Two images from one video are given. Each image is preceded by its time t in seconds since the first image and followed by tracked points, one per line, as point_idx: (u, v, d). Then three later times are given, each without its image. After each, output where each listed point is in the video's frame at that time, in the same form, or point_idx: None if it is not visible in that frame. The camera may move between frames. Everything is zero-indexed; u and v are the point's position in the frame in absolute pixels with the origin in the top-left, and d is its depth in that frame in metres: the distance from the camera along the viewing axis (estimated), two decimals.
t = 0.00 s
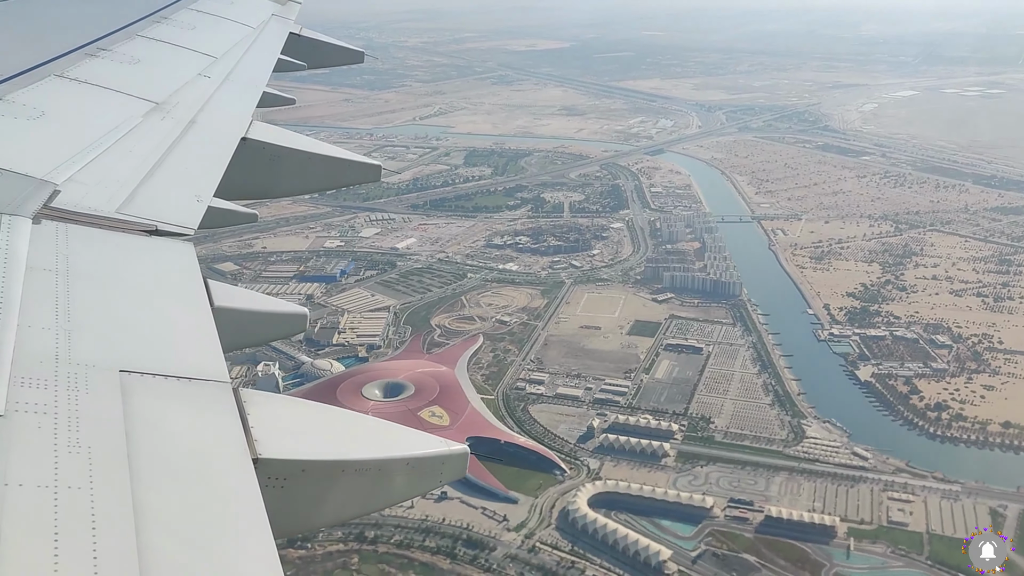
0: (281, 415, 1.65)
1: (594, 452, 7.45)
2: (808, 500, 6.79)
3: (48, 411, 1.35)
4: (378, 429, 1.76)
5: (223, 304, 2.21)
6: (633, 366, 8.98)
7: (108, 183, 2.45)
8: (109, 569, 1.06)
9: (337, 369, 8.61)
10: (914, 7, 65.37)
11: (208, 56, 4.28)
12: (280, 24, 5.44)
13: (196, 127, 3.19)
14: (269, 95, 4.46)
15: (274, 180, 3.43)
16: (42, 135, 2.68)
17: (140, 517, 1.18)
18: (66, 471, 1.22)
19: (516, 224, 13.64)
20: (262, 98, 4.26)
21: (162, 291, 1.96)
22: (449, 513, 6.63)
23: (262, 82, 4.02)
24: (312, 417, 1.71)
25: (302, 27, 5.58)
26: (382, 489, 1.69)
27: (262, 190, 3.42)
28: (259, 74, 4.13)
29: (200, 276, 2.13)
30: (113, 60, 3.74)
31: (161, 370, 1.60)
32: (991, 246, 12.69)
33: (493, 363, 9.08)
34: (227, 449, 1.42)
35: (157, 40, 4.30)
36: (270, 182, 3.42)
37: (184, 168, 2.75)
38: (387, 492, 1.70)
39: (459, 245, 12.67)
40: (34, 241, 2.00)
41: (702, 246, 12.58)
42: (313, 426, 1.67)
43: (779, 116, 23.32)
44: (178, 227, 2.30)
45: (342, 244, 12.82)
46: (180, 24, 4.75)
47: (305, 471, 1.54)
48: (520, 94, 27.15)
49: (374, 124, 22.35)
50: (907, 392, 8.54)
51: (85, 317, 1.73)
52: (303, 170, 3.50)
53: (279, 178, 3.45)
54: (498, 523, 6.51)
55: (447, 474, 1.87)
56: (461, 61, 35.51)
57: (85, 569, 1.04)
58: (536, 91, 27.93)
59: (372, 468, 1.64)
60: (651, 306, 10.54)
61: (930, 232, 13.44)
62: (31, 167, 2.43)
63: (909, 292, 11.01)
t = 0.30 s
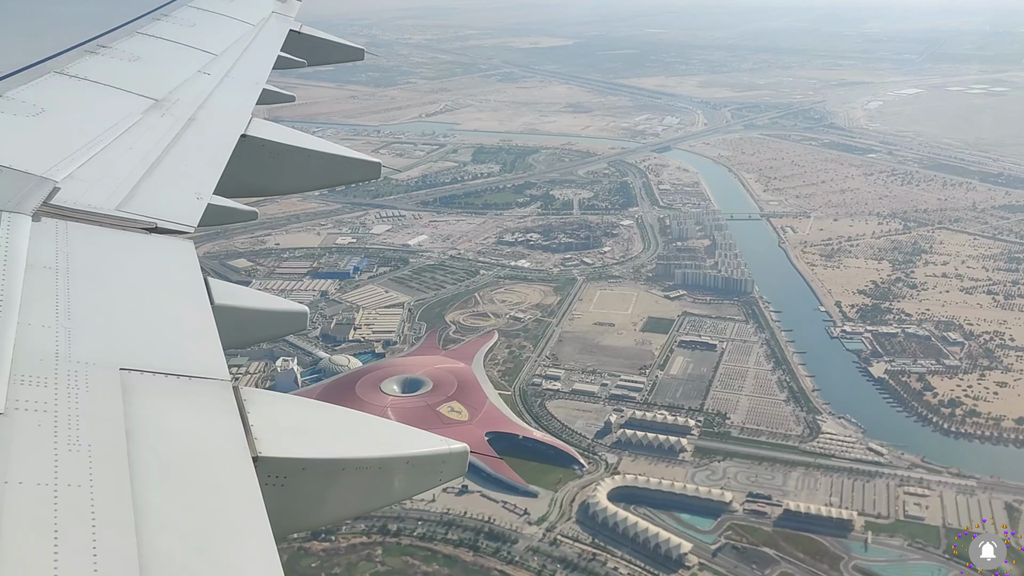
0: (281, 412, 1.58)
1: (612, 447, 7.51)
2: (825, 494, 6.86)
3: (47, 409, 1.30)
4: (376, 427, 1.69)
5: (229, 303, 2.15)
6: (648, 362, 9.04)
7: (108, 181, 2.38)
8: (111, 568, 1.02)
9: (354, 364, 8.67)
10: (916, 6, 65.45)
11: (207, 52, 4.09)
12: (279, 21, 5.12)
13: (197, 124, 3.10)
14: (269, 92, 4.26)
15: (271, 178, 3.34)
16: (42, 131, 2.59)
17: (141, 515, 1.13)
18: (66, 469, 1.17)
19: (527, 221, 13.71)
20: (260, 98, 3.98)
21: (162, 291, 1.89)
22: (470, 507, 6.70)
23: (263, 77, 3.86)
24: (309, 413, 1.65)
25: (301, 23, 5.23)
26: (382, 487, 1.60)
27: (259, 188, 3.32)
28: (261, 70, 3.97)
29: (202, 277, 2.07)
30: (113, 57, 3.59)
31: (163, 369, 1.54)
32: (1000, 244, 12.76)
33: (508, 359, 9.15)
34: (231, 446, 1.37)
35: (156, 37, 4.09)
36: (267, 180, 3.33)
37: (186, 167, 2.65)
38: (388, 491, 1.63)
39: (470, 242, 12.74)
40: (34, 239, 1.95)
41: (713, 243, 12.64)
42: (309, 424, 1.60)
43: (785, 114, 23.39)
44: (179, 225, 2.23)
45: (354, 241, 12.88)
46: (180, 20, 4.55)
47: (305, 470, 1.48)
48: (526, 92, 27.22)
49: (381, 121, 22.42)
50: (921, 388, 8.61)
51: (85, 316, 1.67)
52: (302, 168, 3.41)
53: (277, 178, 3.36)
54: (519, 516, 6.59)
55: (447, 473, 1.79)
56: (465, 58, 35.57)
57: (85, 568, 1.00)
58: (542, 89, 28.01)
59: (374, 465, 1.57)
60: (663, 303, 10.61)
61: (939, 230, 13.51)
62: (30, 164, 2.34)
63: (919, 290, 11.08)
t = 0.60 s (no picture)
0: (281, 409, 1.60)
1: (631, 442, 7.58)
2: (843, 489, 6.92)
3: (47, 405, 1.32)
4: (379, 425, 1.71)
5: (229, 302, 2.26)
6: (663, 359, 9.11)
7: (108, 178, 2.41)
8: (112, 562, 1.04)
9: (372, 361, 8.74)
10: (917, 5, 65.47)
11: (208, 49, 4.11)
12: (280, 18, 5.05)
13: (198, 122, 3.11)
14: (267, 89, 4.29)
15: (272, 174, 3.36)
16: (44, 128, 2.63)
17: (142, 512, 1.15)
18: (66, 466, 1.19)
19: (538, 219, 13.78)
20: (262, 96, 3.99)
21: (161, 288, 1.92)
22: (492, 500, 6.77)
23: (264, 74, 3.85)
24: (310, 411, 1.67)
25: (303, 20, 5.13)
26: (383, 484, 1.63)
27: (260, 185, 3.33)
28: (262, 68, 3.95)
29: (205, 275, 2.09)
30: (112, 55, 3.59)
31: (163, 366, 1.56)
32: (1010, 242, 12.82)
33: (525, 356, 9.22)
34: (230, 445, 1.38)
35: (158, 34, 4.11)
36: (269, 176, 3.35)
37: (186, 165, 2.66)
38: (387, 487, 1.65)
39: (482, 240, 12.81)
40: (34, 236, 1.97)
41: (724, 241, 12.70)
42: (311, 420, 1.63)
43: (791, 113, 23.44)
44: (179, 223, 2.25)
45: (367, 238, 12.96)
46: (181, 18, 4.53)
47: (307, 466, 1.50)
48: (532, 90, 27.29)
49: (389, 120, 22.49)
50: (935, 384, 8.67)
51: (85, 312, 1.69)
52: (304, 166, 3.42)
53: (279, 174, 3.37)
54: (541, 509, 6.66)
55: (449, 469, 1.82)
56: (471, 57, 35.63)
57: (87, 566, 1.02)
58: (548, 88, 28.06)
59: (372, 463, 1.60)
60: (676, 301, 10.67)
61: (948, 229, 13.57)
62: (30, 162, 2.37)
63: (930, 288, 11.12)
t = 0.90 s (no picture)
0: (285, 407, 1.72)
1: (649, 436, 7.65)
2: (860, 482, 6.99)
3: (48, 402, 1.40)
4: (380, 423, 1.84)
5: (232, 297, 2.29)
6: (678, 354, 9.18)
7: (110, 175, 2.51)
8: (112, 554, 1.12)
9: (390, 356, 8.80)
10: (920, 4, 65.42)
11: (209, 46, 4.20)
12: (282, 14, 5.20)
13: (198, 118, 3.22)
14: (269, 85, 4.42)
15: (274, 171, 3.53)
16: (48, 125, 2.73)
17: (143, 503, 1.24)
18: (67, 460, 1.27)
19: (550, 216, 13.85)
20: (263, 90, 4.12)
21: (161, 282, 2.02)
22: (514, 493, 6.84)
23: (264, 70, 3.98)
24: (311, 408, 1.79)
25: (303, 16, 5.30)
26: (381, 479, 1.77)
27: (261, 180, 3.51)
28: (264, 64, 4.07)
29: (205, 270, 2.19)
30: (114, 51, 3.71)
31: (158, 363, 1.65)
32: (1020, 239, 12.86)
33: (541, 351, 9.28)
34: (229, 441, 1.47)
35: (161, 30, 4.21)
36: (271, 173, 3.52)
37: (186, 160, 2.77)
38: (386, 481, 1.80)
39: (494, 236, 12.87)
40: (36, 234, 2.06)
41: (735, 238, 12.76)
42: (312, 418, 1.75)
43: (799, 111, 23.48)
44: (179, 219, 2.36)
45: (380, 234, 13.03)
46: (184, 14, 4.64)
47: (306, 462, 1.62)
48: (540, 88, 27.34)
49: (397, 117, 22.54)
50: (949, 379, 8.74)
51: (84, 308, 1.79)
52: (306, 163, 3.62)
53: (280, 171, 3.55)
54: (562, 502, 6.72)
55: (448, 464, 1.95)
56: (477, 54, 35.68)
57: (91, 560, 1.10)
58: (556, 86, 28.11)
59: (372, 458, 1.73)
60: (690, 297, 10.74)
61: (958, 226, 13.62)
62: (31, 158, 2.47)
63: (942, 284, 11.18)
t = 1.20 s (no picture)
0: (290, 405, 1.76)
1: (667, 431, 7.72)
2: (878, 477, 7.05)
3: (51, 399, 1.47)
4: (381, 422, 1.89)
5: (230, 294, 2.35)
6: (694, 351, 9.25)
7: (111, 171, 2.58)
8: (113, 550, 1.17)
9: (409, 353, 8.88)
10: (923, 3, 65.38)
11: (211, 42, 4.30)
12: (284, 9, 5.31)
13: (199, 115, 3.30)
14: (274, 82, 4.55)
15: (276, 168, 3.60)
16: (51, 121, 2.81)
17: (143, 498, 1.29)
18: (67, 455, 1.34)
19: (561, 214, 13.93)
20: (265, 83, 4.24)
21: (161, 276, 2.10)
22: (535, 487, 6.91)
23: (265, 67, 4.05)
24: (312, 407, 1.84)
25: (304, 10, 5.41)
26: (382, 475, 1.83)
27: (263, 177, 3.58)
28: (264, 61, 4.14)
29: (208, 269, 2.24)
30: (115, 46, 3.80)
31: (157, 359, 1.72)
32: None
33: (558, 347, 9.36)
34: (230, 436, 1.53)
35: (162, 26, 4.31)
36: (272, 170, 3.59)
37: (187, 156, 2.84)
38: (387, 477, 1.85)
39: (507, 234, 12.95)
40: (38, 230, 2.13)
41: (747, 235, 12.83)
42: (313, 415, 1.79)
43: (807, 109, 23.53)
44: (181, 216, 2.44)
45: (393, 232, 13.11)
46: (185, 9, 4.74)
47: (309, 458, 1.67)
48: (547, 86, 27.40)
49: (406, 115, 22.62)
50: (963, 376, 8.80)
51: (86, 306, 1.86)
52: (308, 159, 3.70)
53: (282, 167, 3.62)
54: (583, 496, 6.79)
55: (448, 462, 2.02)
56: (483, 52, 35.74)
57: (92, 556, 1.14)
58: (563, 84, 28.17)
59: (373, 456, 1.78)
60: (703, 294, 10.81)
61: (969, 224, 13.66)
62: (33, 154, 2.54)
63: (954, 282, 11.24)
